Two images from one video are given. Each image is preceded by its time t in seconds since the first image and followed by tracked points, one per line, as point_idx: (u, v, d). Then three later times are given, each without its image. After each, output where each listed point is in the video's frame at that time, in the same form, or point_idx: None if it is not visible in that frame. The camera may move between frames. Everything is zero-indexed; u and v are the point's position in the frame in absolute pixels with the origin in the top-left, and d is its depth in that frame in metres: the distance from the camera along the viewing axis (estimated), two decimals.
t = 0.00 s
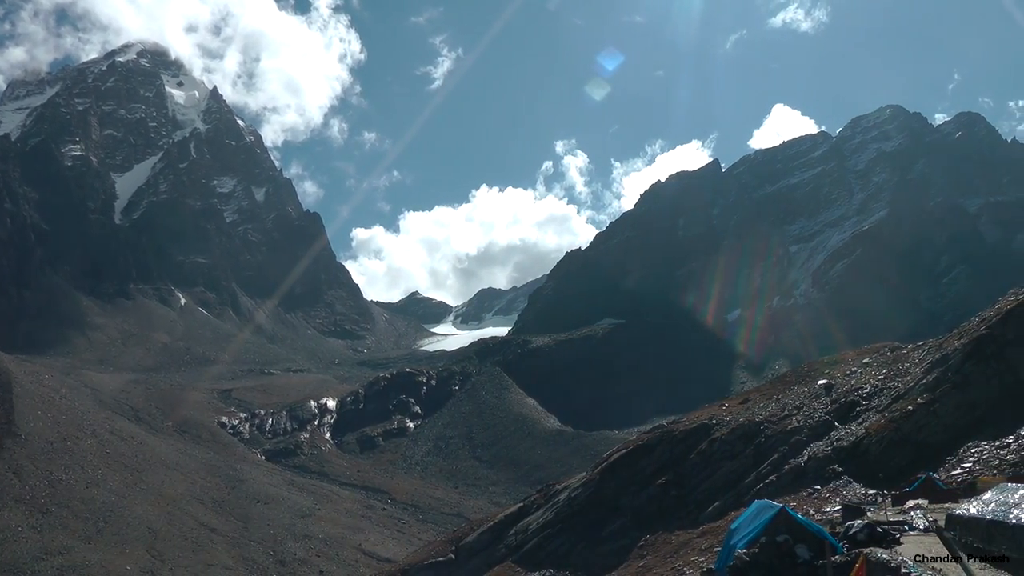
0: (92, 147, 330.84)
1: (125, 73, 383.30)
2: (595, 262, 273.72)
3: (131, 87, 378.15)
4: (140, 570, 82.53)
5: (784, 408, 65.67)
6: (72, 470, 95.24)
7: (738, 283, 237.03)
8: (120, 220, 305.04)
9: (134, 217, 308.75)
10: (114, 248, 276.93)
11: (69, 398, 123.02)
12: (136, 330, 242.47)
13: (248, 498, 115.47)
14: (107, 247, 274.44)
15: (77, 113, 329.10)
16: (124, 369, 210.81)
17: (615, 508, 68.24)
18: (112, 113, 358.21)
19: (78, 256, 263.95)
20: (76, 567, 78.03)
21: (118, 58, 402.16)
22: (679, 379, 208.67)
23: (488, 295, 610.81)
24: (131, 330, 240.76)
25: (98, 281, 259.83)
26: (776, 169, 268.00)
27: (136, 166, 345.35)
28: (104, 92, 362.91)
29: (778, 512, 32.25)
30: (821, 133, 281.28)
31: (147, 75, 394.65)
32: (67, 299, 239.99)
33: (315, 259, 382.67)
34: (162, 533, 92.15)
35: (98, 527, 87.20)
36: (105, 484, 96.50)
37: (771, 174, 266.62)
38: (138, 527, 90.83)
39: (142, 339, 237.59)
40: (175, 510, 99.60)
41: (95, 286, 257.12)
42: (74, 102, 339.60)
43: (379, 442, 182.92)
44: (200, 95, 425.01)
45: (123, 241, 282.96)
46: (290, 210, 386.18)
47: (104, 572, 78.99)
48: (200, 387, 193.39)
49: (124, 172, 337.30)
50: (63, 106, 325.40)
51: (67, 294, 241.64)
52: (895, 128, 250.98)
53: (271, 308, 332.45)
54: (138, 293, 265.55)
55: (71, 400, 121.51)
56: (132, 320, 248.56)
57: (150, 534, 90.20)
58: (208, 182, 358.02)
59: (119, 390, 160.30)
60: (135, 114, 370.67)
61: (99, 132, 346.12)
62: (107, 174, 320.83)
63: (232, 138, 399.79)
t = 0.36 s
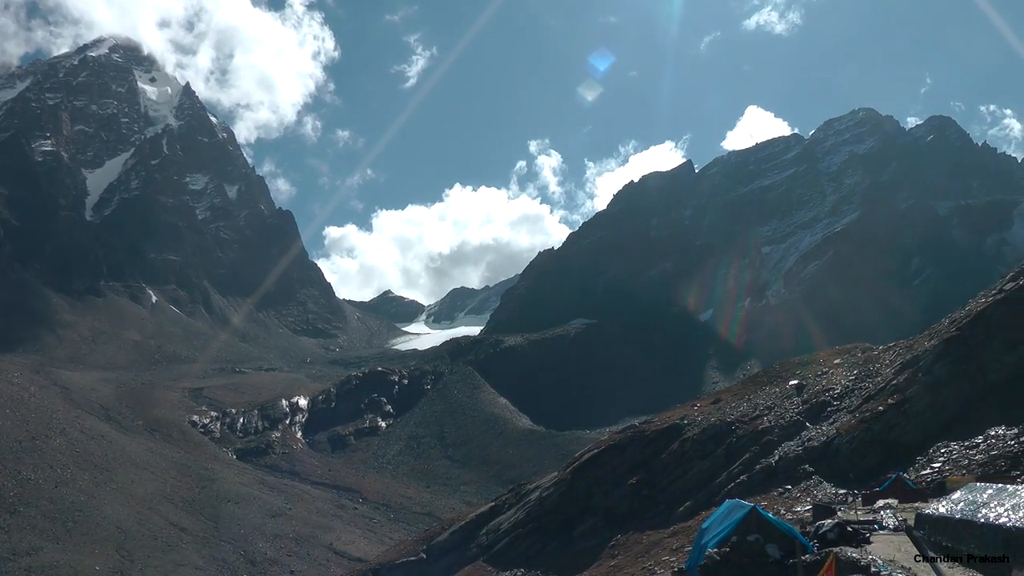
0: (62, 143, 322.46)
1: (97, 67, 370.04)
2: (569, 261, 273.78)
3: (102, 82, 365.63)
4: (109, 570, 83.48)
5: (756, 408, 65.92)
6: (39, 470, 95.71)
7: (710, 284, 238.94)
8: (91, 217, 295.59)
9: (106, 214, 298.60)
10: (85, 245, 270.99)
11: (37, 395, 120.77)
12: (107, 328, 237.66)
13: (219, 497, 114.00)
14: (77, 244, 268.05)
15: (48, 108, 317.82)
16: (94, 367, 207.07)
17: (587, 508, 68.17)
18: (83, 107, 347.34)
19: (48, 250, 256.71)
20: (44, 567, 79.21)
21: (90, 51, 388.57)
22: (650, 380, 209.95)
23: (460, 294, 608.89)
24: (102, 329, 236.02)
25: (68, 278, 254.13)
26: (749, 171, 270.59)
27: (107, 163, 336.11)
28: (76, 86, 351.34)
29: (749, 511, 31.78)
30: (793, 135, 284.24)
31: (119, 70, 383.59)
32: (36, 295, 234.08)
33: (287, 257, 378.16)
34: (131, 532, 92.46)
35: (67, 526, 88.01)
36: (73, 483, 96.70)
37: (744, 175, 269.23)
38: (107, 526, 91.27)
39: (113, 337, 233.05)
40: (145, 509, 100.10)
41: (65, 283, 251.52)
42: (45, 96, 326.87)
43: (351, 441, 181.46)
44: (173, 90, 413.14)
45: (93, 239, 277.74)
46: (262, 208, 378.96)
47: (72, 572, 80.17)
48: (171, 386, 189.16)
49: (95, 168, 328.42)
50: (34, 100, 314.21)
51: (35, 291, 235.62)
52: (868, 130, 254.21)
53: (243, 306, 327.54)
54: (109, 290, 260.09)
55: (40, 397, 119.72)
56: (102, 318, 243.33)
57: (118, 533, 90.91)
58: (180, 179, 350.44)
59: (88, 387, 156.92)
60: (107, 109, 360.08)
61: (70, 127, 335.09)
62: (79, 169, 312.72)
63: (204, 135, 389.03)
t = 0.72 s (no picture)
0: (35, 139, 314.82)
1: (69, 62, 360.94)
2: (544, 260, 273.41)
3: (75, 77, 356.03)
4: (81, 570, 83.32)
5: (728, 408, 66.22)
6: (8, 470, 94.77)
7: (684, 284, 240.70)
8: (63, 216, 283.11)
9: (78, 211, 287.54)
10: (57, 242, 264.41)
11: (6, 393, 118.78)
12: (78, 325, 232.46)
13: (190, 497, 113.41)
14: (49, 240, 261.45)
15: (20, 103, 312.19)
16: (64, 365, 203.23)
17: (559, 508, 67.98)
18: (55, 103, 338.25)
19: (20, 249, 252.33)
20: (16, 566, 78.54)
21: (62, 46, 373.89)
22: (622, 380, 211.20)
23: (435, 292, 605.57)
24: (74, 327, 230.70)
25: (39, 276, 248.53)
26: (723, 172, 272.63)
27: (80, 159, 324.53)
28: (48, 81, 339.42)
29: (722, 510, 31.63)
30: (768, 137, 286.49)
31: (91, 65, 373.62)
32: (5, 292, 227.89)
33: (261, 255, 372.97)
34: (102, 532, 92.34)
35: (37, 526, 87.57)
36: (42, 483, 96.28)
37: (719, 176, 271.08)
38: (77, 526, 90.98)
39: (84, 335, 228.09)
40: (116, 510, 99.16)
41: (35, 280, 245.75)
42: (16, 91, 318.64)
43: (324, 440, 179.72)
44: (146, 86, 395.42)
45: (64, 235, 271.57)
46: (236, 205, 371.37)
47: (43, 572, 79.59)
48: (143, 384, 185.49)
49: (67, 163, 317.54)
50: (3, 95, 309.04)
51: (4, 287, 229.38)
52: (842, 133, 257.05)
53: (217, 305, 322.03)
54: (81, 287, 254.50)
55: (9, 396, 117.72)
56: (74, 316, 238.34)
57: (90, 534, 90.74)
58: (154, 176, 337.14)
59: (60, 386, 153.40)
60: (80, 104, 350.72)
61: (42, 122, 326.21)
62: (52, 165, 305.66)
63: (178, 133, 372.49)
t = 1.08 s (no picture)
0: (5, 133, 309.27)
1: (41, 57, 354.65)
2: (519, 260, 273.09)
3: (47, 72, 351.58)
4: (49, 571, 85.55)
5: (701, 408, 66.43)
6: None
7: (658, 285, 241.97)
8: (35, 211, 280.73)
9: (49, 206, 285.77)
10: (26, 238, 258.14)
11: None
12: (49, 323, 227.82)
13: (162, 497, 113.26)
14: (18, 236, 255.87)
15: None
16: (34, 363, 199.63)
17: (532, 507, 67.73)
18: (25, 98, 334.21)
19: None
20: None
21: (34, 41, 366.63)
22: (595, 379, 212.03)
23: (409, 292, 602.18)
24: (44, 324, 226.01)
25: (9, 272, 243.61)
26: (697, 173, 274.78)
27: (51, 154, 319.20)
28: (19, 75, 338.15)
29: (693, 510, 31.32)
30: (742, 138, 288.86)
31: (62, 60, 368.35)
32: None
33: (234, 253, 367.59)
34: (72, 532, 93.61)
35: (6, 527, 89.30)
36: (11, 483, 97.16)
37: (692, 178, 273.24)
38: (47, 526, 92.35)
39: (55, 332, 223.33)
40: (87, 509, 99.98)
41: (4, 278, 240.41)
42: None
43: (296, 439, 177.69)
44: (120, 82, 387.78)
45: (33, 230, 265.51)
46: (211, 203, 362.19)
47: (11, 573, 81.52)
48: (114, 382, 182.48)
49: (40, 158, 315.20)
50: None
51: None
52: (815, 136, 260.00)
53: (189, 302, 316.52)
54: (52, 284, 249.44)
55: None
56: (45, 314, 233.78)
57: (60, 534, 92.20)
58: (127, 172, 330.08)
59: (30, 383, 150.03)
60: (52, 100, 344.11)
61: (12, 117, 323.04)
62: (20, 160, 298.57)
63: (151, 129, 367.02)
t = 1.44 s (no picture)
0: None
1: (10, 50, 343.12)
2: (494, 258, 272.28)
3: (17, 66, 340.05)
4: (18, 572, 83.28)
5: (674, 409, 66.64)
6: None
7: (631, 285, 243.02)
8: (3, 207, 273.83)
9: (18, 202, 279.50)
10: None
11: None
12: (17, 320, 222.02)
13: (133, 496, 111.95)
14: None
15: None
16: None
17: (504, 507, 67.44)
18: None
19: None
20: None
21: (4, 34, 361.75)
22: (569, 378, 212.28)
23: (383, 290, 598.27)
24: (12, 322, 220.21)
25: None
26: (671, 174, 276.43)
27: (21, 150, 314.16)
28: None
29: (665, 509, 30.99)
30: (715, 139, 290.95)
31: (33, 54, 355.32)
32: None
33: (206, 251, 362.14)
34: (41, 532, 91.53)
35: None
36: None
37: (666, 179, 274.89)
38: (14, 526, 90.04)
39: (23, 329, 217.58)
40: (57, 508, 97.97)
41: None
42: None
43: (268, 438, 175.30)
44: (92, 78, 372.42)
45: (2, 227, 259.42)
46: (181, 200, 353.42)
47: None
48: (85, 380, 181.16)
49: (9, 154, 307.89)
50: None
51: None
52: (788, 139, 262.96)
53: (161, 300, 311.11)
54: (21, 282, 243.00)
55: None
56: (15, 312, 227.90)
57: (29, 534, 90.03)
58: (99, 169, 321.98)
59: None
60: (23, 94, 336.18)
61: None
62: None
63: (124, 125, 356.46)
